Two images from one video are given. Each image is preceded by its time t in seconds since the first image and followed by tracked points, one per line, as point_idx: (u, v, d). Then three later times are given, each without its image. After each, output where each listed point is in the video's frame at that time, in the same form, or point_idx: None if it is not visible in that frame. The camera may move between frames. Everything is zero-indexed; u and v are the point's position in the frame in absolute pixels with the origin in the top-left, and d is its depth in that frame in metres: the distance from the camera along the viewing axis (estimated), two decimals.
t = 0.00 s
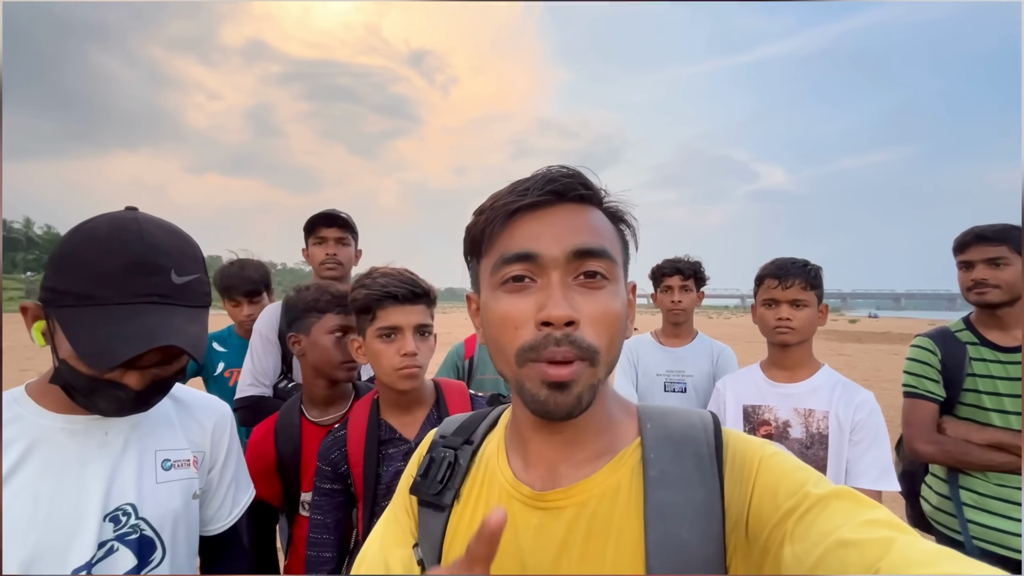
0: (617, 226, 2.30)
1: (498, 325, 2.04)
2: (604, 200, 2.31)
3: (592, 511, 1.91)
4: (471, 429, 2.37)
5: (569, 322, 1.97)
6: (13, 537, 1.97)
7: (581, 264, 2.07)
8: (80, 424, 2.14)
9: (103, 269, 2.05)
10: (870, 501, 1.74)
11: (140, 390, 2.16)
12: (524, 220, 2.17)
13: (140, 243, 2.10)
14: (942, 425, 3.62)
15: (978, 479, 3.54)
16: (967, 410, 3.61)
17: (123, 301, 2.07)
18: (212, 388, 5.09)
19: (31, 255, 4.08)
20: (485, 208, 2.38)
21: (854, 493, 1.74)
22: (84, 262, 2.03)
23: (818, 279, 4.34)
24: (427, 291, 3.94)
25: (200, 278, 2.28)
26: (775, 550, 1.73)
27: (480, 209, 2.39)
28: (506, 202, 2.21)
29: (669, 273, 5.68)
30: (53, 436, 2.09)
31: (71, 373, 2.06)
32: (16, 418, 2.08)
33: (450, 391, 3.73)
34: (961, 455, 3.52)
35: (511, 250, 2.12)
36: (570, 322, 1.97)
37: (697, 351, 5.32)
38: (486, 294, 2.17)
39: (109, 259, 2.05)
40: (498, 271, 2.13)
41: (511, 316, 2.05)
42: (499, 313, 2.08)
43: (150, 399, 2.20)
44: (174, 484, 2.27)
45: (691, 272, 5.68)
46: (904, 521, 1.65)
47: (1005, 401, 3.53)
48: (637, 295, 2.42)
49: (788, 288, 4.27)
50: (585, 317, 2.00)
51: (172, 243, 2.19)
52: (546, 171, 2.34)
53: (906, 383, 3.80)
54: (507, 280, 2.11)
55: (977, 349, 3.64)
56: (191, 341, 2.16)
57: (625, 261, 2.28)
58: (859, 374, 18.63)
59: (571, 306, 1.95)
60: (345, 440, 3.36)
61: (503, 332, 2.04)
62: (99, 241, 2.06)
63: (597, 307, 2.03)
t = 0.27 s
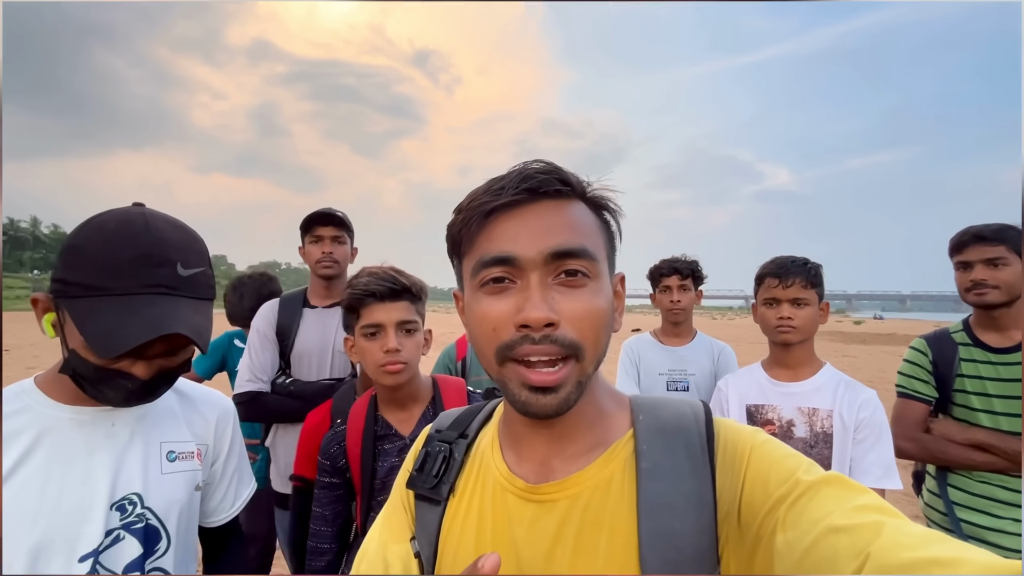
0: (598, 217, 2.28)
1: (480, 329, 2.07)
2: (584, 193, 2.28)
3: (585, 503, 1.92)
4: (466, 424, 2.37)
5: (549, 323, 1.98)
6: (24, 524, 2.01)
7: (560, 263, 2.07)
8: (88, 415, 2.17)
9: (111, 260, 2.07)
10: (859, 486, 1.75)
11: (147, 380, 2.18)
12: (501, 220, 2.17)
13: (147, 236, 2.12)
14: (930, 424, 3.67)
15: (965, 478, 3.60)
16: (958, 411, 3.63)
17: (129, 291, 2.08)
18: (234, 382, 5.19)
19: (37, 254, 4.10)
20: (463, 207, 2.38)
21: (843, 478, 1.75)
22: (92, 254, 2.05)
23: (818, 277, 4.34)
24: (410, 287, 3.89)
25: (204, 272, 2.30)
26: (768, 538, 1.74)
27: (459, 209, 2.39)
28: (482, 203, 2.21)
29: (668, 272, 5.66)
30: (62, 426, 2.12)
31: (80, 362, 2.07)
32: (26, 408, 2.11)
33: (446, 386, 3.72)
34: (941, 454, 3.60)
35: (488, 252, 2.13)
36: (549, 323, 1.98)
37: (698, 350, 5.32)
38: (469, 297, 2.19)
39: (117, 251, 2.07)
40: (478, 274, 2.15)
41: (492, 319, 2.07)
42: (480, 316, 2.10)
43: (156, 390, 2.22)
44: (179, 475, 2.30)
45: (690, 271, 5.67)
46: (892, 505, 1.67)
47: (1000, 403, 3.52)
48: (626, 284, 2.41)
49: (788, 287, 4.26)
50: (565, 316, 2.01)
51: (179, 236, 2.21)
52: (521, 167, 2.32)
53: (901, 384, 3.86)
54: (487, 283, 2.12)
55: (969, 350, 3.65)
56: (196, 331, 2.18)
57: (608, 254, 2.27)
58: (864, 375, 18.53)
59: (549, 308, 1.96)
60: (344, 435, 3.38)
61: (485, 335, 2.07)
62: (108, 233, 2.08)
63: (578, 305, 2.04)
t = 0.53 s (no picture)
0: (590, 211, 2.26)
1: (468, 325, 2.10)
2: (574, 188, 2.26)
3: (588, 502, 1.93)
4: (469, 421, 2.39)
5: (530, 319, 1.99)
6: (33, 518, 2.01)
7: (544, 259, 2.07)
8: (97, 409, 2.18)
9: (124, 258, 2.08)
10: (863, 483, 1.76)
11: (158, 375, 2.18)
12: (486, 219, 2.19)
13: (159, 234, 2.14)
14: (924, 423, 3.72)
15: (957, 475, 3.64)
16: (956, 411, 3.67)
17: (142, 290, 2.09)
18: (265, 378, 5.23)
19: (37, 253, 4.12)
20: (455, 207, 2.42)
21: (847, 476, 1.76)
22: (106, 252, 2.06)
23: (817, 277, 4.34)
24: (410, 283, 3.88)
25: (214, 270, 2.32)
26: (772, 537, 1.75)
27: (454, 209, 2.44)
28: (467, 203, 2.24)
29: (668, 273, 5.68)
30: (73, 421, 2.13)
31: (92, 357, 2.08)
32: (36, 403, 2.13)
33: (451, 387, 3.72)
34: (931, 451, 3.66)
35: (474, 251, 2.16)
36: (531, 319, 1.99)
37: (698, 349, 5.33)
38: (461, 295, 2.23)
39: (131, 249, 2.08)
40: (466, 272, 2.18)
41: (480, 316, 2.09)
42: (469, 313, 2.14)
43: (165, 385, 2.23)
44: (186, 470, 2.33)
45: (690, 271, 5.69)
46: (896, 503, 1.68)
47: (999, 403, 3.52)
48: (628, 280, 2.40)
49: (783, 288, 4.27)
50: (549, 312, 2.01)
51: (189, 235, 2.24)
52: (509, 165, 2.34)
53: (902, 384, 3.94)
54: (475, 281, 2.15)
55: (966, 350, 3.68)
56: (208, 326, 2.20)
57: (602, 247, 2.24)
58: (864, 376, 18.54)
59: (530, 304, 1.97)
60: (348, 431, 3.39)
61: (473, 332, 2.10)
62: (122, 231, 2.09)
63: (563, 301, 2.03)
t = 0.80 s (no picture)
0: (598, 211, 2.26)
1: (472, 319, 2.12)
2: (582, 187, 2.27)
3: (593, 502, 1.94)
4: (476, 419, 2.40)
5: (532, 313, 2.00)
6: (44, 514, 2.01)
7: (549, 255, 2.09)
8: (108, 407, 2.20)
9: (138, 258, 2.09)
10: (873, 488, 1.78)
11: (169, 373, 2.19)
12: (493, 215, 2.22)
13: (172, 235, 2.15)
14: (924, 423, 3.74)
15: (957, 477, 3.66)
16: (956, 411, 3.69)
17: (157, 288, 2.10)
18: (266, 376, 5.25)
19: (36, 251, 4.15)
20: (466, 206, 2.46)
21: (856, 480, 1.77)
22: (120, 252, 2.07)
23: (812, 278, 4.32)
24: (415, 284, 3.89)
25: (225, 269, 2.33)
26: (779, 541, 1.77)
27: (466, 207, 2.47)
28: (476, 199, 2.27)
29: (668, 273, 5.69)
30: (84, 417, 2.15)
31: (105, 355, 2.09)
32: (47, 400, 2.14)
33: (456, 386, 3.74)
34: (930, 451, 3.68)
35: (481, 246, 2.19)
36: (533, 314, 2.00)
37: (698, 349, 5.34)
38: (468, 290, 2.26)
39: (145, 249, 2.10)
40: (473, 267, 2.21)
41: (484, 310, 2.12)
42: (474, 307, 2.16)
43: (176, 383, 2.24)
44: (194, 467, 2.34)
45: (690, 272, 5.70)
46: (908, 509, 1.70)
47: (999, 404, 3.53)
48: (638, 282, 2.42)
49: (778, 291, 4.29)
50: (551, 307, 2.02)
51: (201, 236, 2.25)
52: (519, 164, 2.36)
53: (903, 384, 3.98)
54: (482, 275, 2.18)
55: (967, 350, 3.70)
56: (220, 325, 2.22)
57: (608, 246, 2.23)
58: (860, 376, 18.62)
59: (531, 298, 1.98)
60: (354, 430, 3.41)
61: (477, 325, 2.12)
62: (136, 231, 2.10)
63: (566, 297, 2.04)
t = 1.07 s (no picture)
0: (604, 214, 2.30)
1: (484, 317, 2.12)
2: (588, 191, 2.31)
3: (590, 505, 1.95)
4: (477, 420, 2.41)
5: (547, 311, 2.01)
6: (44, 514, 2.02)
7: (561, 253, 2.10)
8: (108, 407, 2.20)
9: (140, 261, 2.10)
10: (872, 495, 1.79)
11: (170, 375, 2.20)
12: (504, 214, 2.23)
13: (174, 238, 2.15)
14: (924, 424, 3.74)
15: (957, 480, 3.67)
16: (954, 413, 3.70)
17: (159, 291, 2.11)
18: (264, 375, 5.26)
19: (34, 250, 4.17)
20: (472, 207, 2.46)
21: (855, 488, 1.78)
22: (122, 255, 2.07)
23: (806, 279, 4.33)
24: (418, 285, 3.91)
25: (225, 272, 2.34)
26: (776, 546, 1.78)
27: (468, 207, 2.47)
28: (486, 199, 2.28)
29: (666, 274, 5.70)
30: (84, 418, 2.15)
31: (107, 357, 2.09)
32: (48, 400, 2.14)
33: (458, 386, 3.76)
34: (931, 454, 3.68)
35: (492, 245, 2.19)
36: (548, 311, 2.01)
37: (696, 350, 5.35)
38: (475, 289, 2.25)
39: (147, 252, 2.10)
40: (483, 266, 2.21)
41: (496, 308, 2.11)
42: (485, 305, 2.15)
43: (177, 385, 2.24)
44: (193, 468, 2.34)
45: (690, 273, 5.71)
46: (907, 517, 1.71)
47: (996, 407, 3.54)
48: (635, 285, 2.44)
49: (772, 293, 4.34)
50: (564, 305, 2.04)
51: (202, 239, 2.25)
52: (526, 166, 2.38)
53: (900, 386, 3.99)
54: (492, 274, 2.18)
55: (966, 352, 3.71)
56: (222, 329, 2.23)
57: (613, 248, 2.28)
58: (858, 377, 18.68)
59: (547, 295, 2.00)
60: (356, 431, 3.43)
61: (489, 323, 2.12)
62: (139, 235, 2.10)
63: (578, 295, 2.06)
